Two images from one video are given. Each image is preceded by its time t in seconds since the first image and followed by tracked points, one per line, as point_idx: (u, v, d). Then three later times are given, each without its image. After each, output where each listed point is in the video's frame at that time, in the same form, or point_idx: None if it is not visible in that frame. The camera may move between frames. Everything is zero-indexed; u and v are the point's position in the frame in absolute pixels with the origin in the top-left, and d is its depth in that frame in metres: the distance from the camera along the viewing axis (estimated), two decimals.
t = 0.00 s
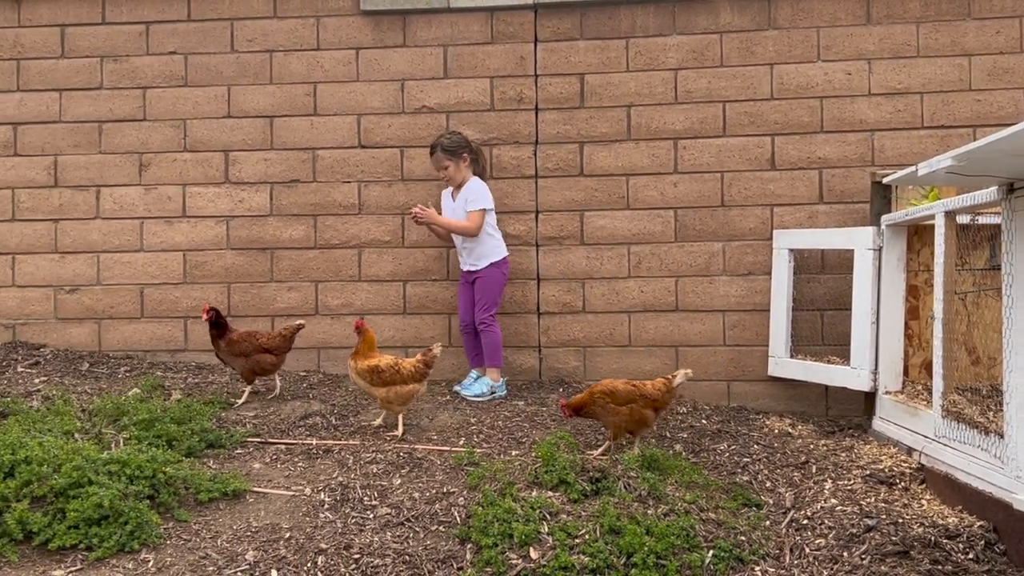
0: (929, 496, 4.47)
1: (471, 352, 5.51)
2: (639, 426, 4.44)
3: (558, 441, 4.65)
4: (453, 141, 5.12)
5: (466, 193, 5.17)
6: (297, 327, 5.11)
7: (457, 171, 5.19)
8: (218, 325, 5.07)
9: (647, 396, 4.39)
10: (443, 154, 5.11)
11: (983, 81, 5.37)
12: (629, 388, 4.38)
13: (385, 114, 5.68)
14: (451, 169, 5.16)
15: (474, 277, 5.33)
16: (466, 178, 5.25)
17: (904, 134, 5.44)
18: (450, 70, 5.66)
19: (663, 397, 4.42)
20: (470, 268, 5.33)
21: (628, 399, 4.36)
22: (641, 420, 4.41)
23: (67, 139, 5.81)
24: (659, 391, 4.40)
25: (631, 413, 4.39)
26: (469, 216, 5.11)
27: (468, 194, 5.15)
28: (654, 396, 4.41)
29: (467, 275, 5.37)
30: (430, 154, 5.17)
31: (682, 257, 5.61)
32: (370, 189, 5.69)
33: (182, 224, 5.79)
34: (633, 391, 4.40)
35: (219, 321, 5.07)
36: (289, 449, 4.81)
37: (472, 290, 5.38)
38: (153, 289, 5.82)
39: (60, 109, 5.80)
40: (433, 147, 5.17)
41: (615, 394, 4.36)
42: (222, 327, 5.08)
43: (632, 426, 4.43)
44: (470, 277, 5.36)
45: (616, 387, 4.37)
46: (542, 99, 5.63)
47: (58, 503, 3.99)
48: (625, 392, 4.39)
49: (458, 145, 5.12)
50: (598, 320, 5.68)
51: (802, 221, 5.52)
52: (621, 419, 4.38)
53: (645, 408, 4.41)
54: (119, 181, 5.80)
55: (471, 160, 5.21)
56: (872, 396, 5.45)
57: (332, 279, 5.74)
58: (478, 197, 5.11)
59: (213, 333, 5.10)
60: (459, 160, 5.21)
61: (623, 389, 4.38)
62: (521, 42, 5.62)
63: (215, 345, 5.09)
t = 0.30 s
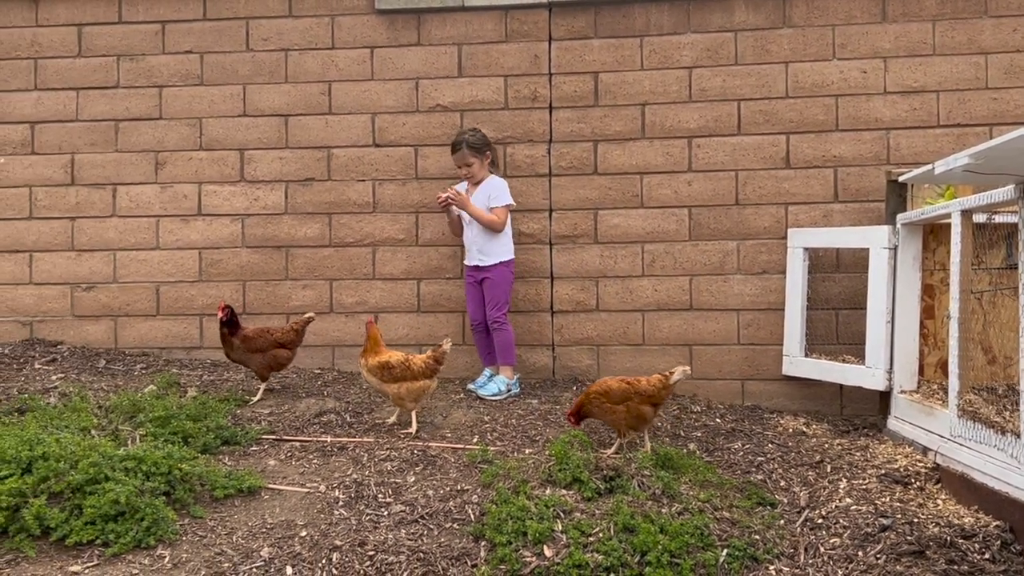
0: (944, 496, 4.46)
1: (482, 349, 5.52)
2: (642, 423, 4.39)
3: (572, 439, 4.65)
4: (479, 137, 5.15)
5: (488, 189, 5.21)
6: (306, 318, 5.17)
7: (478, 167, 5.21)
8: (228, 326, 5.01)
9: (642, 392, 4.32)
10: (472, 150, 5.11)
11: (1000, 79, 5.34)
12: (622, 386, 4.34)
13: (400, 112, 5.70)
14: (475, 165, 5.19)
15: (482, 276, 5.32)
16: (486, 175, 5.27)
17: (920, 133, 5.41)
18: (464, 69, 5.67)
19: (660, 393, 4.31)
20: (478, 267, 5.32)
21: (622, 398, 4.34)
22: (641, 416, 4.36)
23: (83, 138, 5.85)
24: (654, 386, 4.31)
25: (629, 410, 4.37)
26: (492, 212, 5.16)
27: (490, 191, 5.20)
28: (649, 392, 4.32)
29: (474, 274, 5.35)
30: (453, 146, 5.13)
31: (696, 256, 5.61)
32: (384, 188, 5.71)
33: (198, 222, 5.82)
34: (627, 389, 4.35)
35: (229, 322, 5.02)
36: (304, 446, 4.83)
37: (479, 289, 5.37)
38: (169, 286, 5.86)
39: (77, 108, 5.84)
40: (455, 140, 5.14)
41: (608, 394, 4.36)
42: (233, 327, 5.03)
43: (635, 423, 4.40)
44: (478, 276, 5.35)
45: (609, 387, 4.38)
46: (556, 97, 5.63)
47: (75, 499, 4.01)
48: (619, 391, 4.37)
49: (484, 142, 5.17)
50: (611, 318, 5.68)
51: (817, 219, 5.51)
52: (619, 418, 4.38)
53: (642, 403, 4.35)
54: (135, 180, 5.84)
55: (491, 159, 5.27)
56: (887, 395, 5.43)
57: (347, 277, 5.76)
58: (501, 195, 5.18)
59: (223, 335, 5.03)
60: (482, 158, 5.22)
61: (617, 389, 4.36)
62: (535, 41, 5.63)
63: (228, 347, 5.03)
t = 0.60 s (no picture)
0: (954, 496, 4.45)
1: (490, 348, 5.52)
2: (645, 421, 4.38)
3: (581, 437, 4.66)
4: (488, 137, 5.14)
5: (496, 188, 5.21)
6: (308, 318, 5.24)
7: (486, 166, 5.21)
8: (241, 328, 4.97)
9: (642, 390, 4.32)
10: (481, 149, 5.10)
11: (1011, 77, 5.32)
12: (621, 385, 4.36)
13: (409, 111, 5.71)
14: (483, 164, 5.19)
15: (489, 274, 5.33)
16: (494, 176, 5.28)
17: (930, 132, 5.40)
18: (474, 67, 5.67)
19: (659, 388, 4.31)
20: (485, 265, 5.33)
21: (622, 398, 4.35)
22: (644, 414, 4.34)
23: (95, 136, 5.88)
24: (653, 382, 4.31)
25: (631, 409, 4.36)
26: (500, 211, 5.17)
27: (497, 190, 5.20)
28: (648, 389, 4.32)
29: (481, 272, 5.36)
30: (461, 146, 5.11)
31: (706, 254, 5.61)
32: (394, 186, 5.72)
33: (208, 220, 5.84)
34: (626, 389, 4.36)
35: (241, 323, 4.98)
36: (314, 444, 4.85)
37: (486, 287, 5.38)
38: (179, 284, 5.88)
39: (89, 106, 5.87)
40: (463, 140, 5.12)
41: (608, 395, 4.38)
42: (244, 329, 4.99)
43: (638, 422, 4.38)
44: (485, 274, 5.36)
45: (608, 387, 4.40)
46: (565, 96, 5.64)
47: (86, 495, 4.03)
48: (619, 391, 4.38)
49: (493, 141, 5.17)
50: (620, 317, 5.68)
51: (827, 218, 5.50)
52: (622, 418, 4.38)
53: (643, 401, 4.34)
54: (146, 178, 5.86)
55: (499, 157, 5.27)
56: (896, 395, 5.42)
57: (356, 275, 5.78)
58: (508, 194, 5.18)
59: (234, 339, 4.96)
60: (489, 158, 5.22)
61: (616, 389, 4.38)
62: (545, 39, 5.63)
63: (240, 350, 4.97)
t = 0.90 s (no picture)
0: (960, 494, 4.44)
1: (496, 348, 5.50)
2: (649, 419, 4.38)
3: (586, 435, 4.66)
4: (492, 135, 5.18)
5: (501, 186, 5.24)
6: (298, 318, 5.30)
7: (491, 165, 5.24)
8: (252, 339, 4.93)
9: (644, 387, 4.32)
10: (488, 148, 5.13)
11: (1016, 76, 5.32)
12: (622, 384, 4.36)
13: (414, 109, 5.71)
14: (489, 163, 5.21)
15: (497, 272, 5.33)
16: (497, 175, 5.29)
17: (936, 131, 5.40)
18: (479, 66, 5.68)
19: (662, 384, 4.32)
20: (492, 263, 5.33)
21: (625, 395, 4.36)
22: (647, 411, 4.35)
23: (101, 134, 5.89)
24: (654, 378, 4.33)
25: (634, 407, 4.36)
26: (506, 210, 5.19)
27: (502, 188, 5.24)
28: (650, 385, 4.34)
29: (488, 271, 5.36)
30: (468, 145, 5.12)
31: (711, 253, 5.61)
32: (399, 184, 5.73)
33: (214, 219, 5.85)
34: (629, 386, 4.37)
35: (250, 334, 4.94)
36: (319, 441, 4.86)
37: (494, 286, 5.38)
38: (185, 282, 5.89)
39: (95, 104, 5.88)
40: (468, 138, 5.13)
41: (611, 394, 4.38)
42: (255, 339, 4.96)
43: (642, 420, 4.39)
44: (492, 273, 5.36)
45: (611, 386, 4.40)
46: (570, 94, 5.64)
47: (92, 493, 4.04)
48: (622, 390, 4.39)
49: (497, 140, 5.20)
50: (625, 316, 5.69)
51: (832, 216, 5.50)
52: (626, 416, 4.38)
53: (647, 397, 4.34)
54: (152, 176, 5.87)
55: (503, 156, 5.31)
56: (901, 394, 5.42)
57: (361, 274, 5.78)
58: (513, 192, 5.22)
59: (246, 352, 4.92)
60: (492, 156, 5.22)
61: (619, 388, 4.39)
62: (550, 38, 5.64)
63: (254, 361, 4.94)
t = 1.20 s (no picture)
0: (961, 493, 4.45)
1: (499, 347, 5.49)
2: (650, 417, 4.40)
3: (588, 434, 4.67)
4: (495, 132, 5.21)
5: (511, 184, 5.27)
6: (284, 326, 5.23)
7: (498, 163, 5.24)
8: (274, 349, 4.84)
9: (648, 387, 4.32)
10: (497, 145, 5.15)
11: (1017, 76, 5.32)
12: (627, 381, 4.34)
13: (415, 109, 5.72)
14: (497, 160, 5.20)
15: (511, 271, 5.32)
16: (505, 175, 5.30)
17: (937, 130, 5.40)
18: (480, 65, 5.68)
19: (667, 385, 4.34)
20: (506, 263, 5.31)
21: (630, 393, 4.34)
22: (649, 410, 4.37)
23: (103, 133, 5.89)
24: (660, 378, 4.33)
25: (636, 405, 4.37)
26: (522, 209, 5.25)
27: (512, 186, 5.27)
28: (655, 385, 4.34)
29: (501, 270, 5.34)
30: (478, 142, 5.12)
31: (712, 252, 5.61)
32: (401, 183, 5.73)
33: (215, 217, 5.86)
34: (634, 384, 4.36)
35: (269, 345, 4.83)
36: (321, 440, 4.86)
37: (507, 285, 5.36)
38: (186, 281, 5.89)
39: (96, 103, 5.89)
40: (476, 135, 5.16)
41: (615, 389, 4.35)
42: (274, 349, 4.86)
43: (642, 419, 4.40)
44: (505, 272, 5.34)
45: (615, 382, 4.36)
46: (572, 93, 5.64)
47: (93, 491, 4.04)
48: (626, 386, 4.37)
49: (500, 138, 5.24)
50: (626, 315, 5.69)
51: (833, 216, 5.50)
52: (626, 413, 4.38)
53: (652, 397, 4.36)
54: (154, 174, 5.88)
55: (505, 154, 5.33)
56: (902, 393, 5.42)
57: (363, 273, 5.79)
58: (523, 188, 5.26)
59: (272, 363, 4.82)
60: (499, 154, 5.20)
61: (623, 384, 4.37)
62: (551, 37, 5.64)
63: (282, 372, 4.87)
